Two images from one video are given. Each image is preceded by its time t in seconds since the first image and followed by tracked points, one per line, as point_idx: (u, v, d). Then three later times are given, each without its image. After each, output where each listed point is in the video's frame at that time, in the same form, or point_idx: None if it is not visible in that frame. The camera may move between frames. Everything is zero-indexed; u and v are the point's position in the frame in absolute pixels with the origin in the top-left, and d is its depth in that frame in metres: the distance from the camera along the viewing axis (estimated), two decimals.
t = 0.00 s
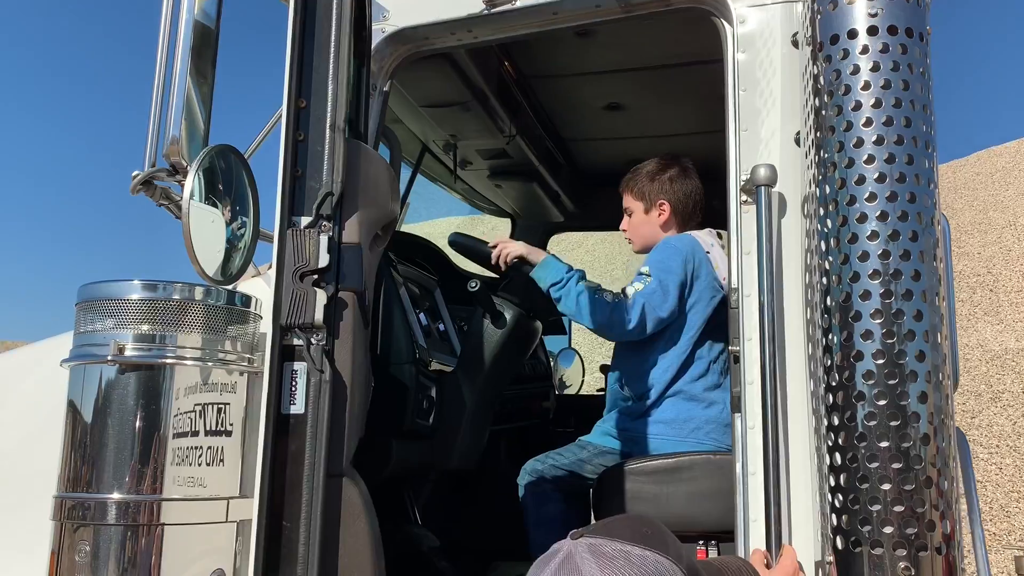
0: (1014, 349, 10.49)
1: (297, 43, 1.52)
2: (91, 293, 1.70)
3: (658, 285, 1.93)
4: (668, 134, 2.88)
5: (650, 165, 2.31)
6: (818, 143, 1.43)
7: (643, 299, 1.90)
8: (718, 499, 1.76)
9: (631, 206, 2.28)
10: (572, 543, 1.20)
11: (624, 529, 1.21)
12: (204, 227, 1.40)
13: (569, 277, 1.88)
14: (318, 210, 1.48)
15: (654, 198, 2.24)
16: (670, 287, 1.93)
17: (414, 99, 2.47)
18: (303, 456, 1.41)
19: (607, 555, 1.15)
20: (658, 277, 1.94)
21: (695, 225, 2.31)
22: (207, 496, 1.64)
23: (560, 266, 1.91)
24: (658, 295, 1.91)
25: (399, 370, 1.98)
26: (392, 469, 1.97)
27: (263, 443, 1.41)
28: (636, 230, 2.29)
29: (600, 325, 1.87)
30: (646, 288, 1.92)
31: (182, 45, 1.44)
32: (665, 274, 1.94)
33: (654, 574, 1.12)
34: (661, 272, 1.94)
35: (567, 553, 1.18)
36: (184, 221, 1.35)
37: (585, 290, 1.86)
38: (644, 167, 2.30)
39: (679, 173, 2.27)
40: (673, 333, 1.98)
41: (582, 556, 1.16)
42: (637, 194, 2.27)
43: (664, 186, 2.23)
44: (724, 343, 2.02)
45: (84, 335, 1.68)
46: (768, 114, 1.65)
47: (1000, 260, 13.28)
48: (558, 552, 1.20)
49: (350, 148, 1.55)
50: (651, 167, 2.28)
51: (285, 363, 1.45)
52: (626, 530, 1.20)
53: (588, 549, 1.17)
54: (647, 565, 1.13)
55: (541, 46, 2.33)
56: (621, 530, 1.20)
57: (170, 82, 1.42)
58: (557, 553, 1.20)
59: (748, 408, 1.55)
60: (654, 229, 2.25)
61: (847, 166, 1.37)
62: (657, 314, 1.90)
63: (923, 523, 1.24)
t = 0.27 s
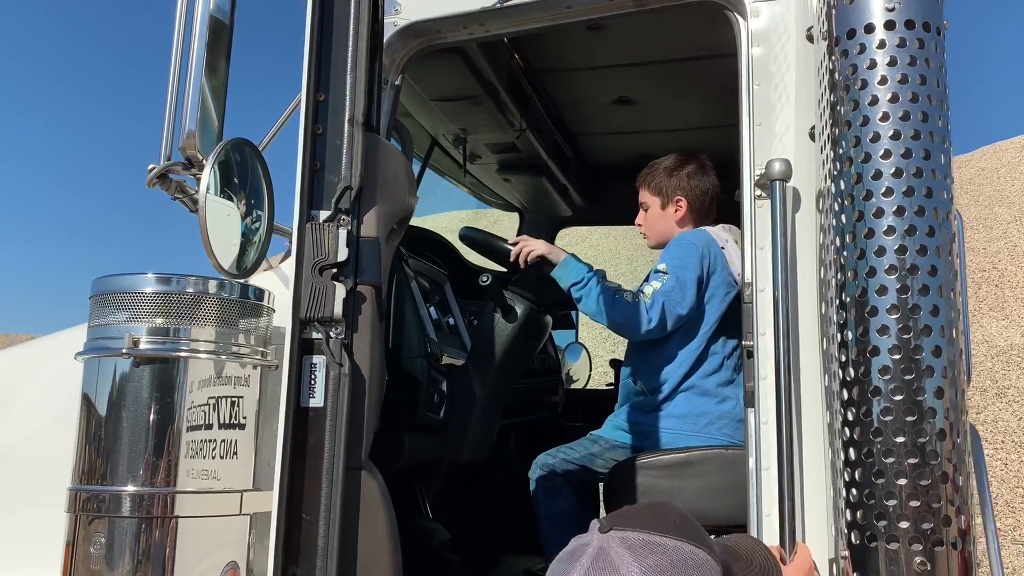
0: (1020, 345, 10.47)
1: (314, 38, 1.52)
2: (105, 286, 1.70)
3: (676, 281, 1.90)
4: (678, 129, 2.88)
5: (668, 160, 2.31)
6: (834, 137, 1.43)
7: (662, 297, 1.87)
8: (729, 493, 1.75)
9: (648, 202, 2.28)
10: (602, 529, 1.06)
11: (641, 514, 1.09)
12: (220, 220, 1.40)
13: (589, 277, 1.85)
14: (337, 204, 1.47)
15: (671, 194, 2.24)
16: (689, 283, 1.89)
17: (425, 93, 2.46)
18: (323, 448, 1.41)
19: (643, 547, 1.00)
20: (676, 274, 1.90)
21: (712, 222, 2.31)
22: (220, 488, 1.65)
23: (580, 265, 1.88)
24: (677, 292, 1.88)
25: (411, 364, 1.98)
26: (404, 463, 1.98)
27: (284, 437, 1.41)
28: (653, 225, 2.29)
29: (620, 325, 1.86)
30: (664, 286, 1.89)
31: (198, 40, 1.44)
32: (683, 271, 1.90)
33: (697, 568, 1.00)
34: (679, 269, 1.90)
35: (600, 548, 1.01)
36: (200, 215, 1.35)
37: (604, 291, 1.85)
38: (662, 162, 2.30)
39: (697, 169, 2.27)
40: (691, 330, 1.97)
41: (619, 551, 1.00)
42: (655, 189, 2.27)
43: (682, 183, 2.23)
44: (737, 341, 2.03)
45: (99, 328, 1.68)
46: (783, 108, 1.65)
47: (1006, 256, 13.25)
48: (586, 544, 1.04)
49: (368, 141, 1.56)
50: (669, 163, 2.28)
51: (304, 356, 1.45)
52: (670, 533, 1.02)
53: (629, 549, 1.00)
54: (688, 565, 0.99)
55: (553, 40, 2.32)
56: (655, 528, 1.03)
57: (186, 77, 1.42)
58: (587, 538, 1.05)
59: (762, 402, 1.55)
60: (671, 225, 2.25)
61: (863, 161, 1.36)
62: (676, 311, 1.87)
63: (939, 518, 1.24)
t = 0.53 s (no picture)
0: (1019, 341, 10.49)
1: (330, 32, 1.52)
2: (116, 280, 1.70)
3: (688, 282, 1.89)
4: (684, 124, 2.88)
5: (676, 161, 2.31)
6: (846, 134, 1.44)
7: (674, 297, 1.87)
8: (738, 488, 1.75)
9: (658, 202, 2.29)
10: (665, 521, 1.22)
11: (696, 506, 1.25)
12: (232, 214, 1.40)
13: (601, 276, 1.87)
14: (355, 199, 1.47)
15: (682, 194, 2.24)
16: (702, 284, 1.88)
17: (432, 88, 2.46)
18: (341, 442, 1.41)
19: (743, 548, 1.12)
20: (689, 275, 1.89)
21: (722, 221, 2.31)
22: (231, 482, 1.65)
23: (592, 264, 1.89)
24: (689, 292, 1.87)
25: (420, 359, 1.99)
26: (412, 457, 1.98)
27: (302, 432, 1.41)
28: (663, 225, 2.29)
29: (631, 324, 1.86)
30: (677, 286, 1.88)
31: (210, 36, 1.44)
32: (696, 271, 1.89)
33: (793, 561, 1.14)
34: (693, 269, 1.89)
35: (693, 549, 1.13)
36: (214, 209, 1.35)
37: (616, 290, 1.86)
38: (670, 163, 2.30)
39: (706, 168, 2.28)
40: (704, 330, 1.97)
41: (716, 550, 1.11)
42: (666, 189, 2.26)
43: (694, 181, 2.23)
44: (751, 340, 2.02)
45: (110, 322, 1.69)
46: (793, 103, 1.66)
47: (1006, 252, 13.26)
48: (659, 529, 1.21)
49: (385, 137, 1.56)
50: (679, 162, 2.28)
51: (322, 350, 1.45)
52: (756, 529, 1.17)
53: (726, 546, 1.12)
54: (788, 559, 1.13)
55: (560, 35, 2.32)
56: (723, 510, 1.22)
57: (199, 72, 1.42)
58: (656, 532, 1.20)
59: (772, 398, 1.56)
60: (682, 225, 2.26)
61: (875, 157, 1.37)
62: (688, 312, 1.86)
63: (951, 512, 1.25)
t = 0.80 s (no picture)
0: (1011, 339, 10.54)
1: (346, 30, 1.52)
2: (121, 278, 1.71)
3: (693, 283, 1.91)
4: (684, 123, 2.88)
5: (680, 162, 2.32)
6: (852, 133, 1.45)
7: (679, 297, 1.88)
8: (742, 485, 1.76)
9: (664, 202, 2.29)
10: (768, 548, 1.19)
11: (799, 532, 1.20)
12: (241, 213, 1.40)
13: (606, 276, 1.89)
14: (371, 196, 1.48)
15: (688, 194, 2.24)
16: (708, 285, 1.90)
17: (434, 86, 2.46)
18: (357, 439, 1.42)
19: None
20: (694, 276, 1.91)
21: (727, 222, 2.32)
22: (238, 479, 1.65)
23: (597, 263, 1.91)
24: (694, 294, 1.88)
25: (424, 356, 2.00)
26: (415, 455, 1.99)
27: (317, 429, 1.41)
28: (669, 226, 2.29)
29: (635, 324, 1.88)
30: (683, 286, 1.90)
31: (219, 34, 1.44)
32: (702, 273, 1.91)
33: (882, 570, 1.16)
34: (699, 270, 1.91)
35: None
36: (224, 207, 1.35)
37: (621, 290, 1.88)
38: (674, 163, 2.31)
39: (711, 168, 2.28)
40: (711, 330, 1.98)
41: None
42: (671, 190, 2.27)
43: (700, 182, 2.24)
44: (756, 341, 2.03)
45: (116, 320, 1.69)
46: (798, 102, 1.66)
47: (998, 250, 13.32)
48: (758, 556, 1.19)
49: (399, 135, 1.57)
50: (684, 163, 2.29)
51: (337, 347, 1.45)
52: (869, 555, 1.16)
53: None
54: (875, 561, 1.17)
55: (562, 33, 2.32)
56: (809, 525, 1.22)
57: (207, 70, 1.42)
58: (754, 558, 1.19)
59: (777, 395, 1.57)
60: (688, 226, 2.26)
61: (882, 156, 1.38)
62: (693, 313, 1.88)
63: (957, 508, 1.26)
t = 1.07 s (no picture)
0: (998, 337, 10.62)
1: (351, 32, 1.52)
2: (119, 278, 1.70)
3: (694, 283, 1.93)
4: (678, 123, 2.90)
5: (681, 163, 2.33)
6: (850, 134, 1.46)
7: (680, 298, 1.90)
8: (740, 484, 1.77)
9: (669, 203, 2.30)
10: (827, 494, 1.05)
11: (866, 479, 1.05)
12: (243, 213, 1.40)
13: (607, 279, 1.87)
14: (376, 199, 1.47)
15: (696, 194, 2.26)
16: (709, 286, 1.92)
17: (431, 85, 2.46)
18: (364, 439, 1.42)
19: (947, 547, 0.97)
20: (696, 277, 1.92)
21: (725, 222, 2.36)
22: (237, 479, 1.65)
23: (598, 265, 1.90)
24: (695, 294, 1.91)
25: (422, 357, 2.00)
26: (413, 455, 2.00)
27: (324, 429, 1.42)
28: (674, 227, 2.30)
29: (637, 325, 1.90)
30: (685, 288, 1.92)
31: (220, 35, 1.44)
32: (703, 273, 1.92)
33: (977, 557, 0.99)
34: (701, 272, 1.92)
35: (898, 530, 0.97)
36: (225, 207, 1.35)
37: (623, 293, 1.87)
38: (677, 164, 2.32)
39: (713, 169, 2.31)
40: (712, 329, 1.99)
41: (920, 538, 0.97)
42: (677, 191, 2.28)
43: (707, 181, 2.25)
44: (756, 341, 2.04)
45: (114, 320, 1.68)
46: (795, 104, 1.67)
47: (984, 249, 13.41)
48: (832, 506, 1.03)
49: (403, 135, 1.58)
50: (686, 164, 2.30)
51: (344, 348, 1.45)
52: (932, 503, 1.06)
53: (932, 538, 0.97)
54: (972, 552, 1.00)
55: (558, 34, 2.32)
56: (881, 477, 1.05)
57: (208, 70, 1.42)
58: (826, 512, 1.02)
59: (775, 394, 1.58)
60: (693, 226, 2.28)
61: (880, 157, 1.39)
62: (695, 314, 1.90)
63: (956, 506, 1.28)
